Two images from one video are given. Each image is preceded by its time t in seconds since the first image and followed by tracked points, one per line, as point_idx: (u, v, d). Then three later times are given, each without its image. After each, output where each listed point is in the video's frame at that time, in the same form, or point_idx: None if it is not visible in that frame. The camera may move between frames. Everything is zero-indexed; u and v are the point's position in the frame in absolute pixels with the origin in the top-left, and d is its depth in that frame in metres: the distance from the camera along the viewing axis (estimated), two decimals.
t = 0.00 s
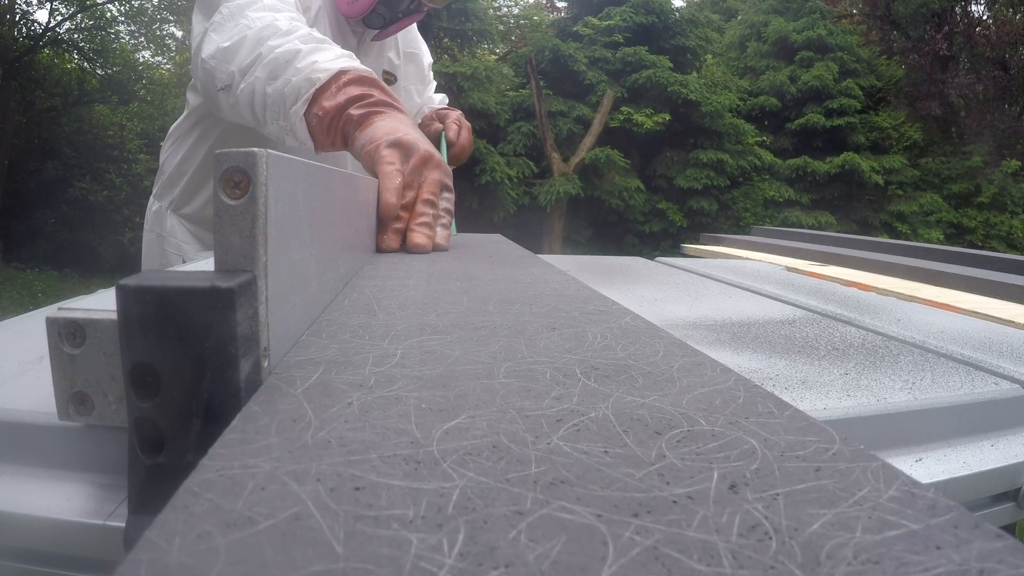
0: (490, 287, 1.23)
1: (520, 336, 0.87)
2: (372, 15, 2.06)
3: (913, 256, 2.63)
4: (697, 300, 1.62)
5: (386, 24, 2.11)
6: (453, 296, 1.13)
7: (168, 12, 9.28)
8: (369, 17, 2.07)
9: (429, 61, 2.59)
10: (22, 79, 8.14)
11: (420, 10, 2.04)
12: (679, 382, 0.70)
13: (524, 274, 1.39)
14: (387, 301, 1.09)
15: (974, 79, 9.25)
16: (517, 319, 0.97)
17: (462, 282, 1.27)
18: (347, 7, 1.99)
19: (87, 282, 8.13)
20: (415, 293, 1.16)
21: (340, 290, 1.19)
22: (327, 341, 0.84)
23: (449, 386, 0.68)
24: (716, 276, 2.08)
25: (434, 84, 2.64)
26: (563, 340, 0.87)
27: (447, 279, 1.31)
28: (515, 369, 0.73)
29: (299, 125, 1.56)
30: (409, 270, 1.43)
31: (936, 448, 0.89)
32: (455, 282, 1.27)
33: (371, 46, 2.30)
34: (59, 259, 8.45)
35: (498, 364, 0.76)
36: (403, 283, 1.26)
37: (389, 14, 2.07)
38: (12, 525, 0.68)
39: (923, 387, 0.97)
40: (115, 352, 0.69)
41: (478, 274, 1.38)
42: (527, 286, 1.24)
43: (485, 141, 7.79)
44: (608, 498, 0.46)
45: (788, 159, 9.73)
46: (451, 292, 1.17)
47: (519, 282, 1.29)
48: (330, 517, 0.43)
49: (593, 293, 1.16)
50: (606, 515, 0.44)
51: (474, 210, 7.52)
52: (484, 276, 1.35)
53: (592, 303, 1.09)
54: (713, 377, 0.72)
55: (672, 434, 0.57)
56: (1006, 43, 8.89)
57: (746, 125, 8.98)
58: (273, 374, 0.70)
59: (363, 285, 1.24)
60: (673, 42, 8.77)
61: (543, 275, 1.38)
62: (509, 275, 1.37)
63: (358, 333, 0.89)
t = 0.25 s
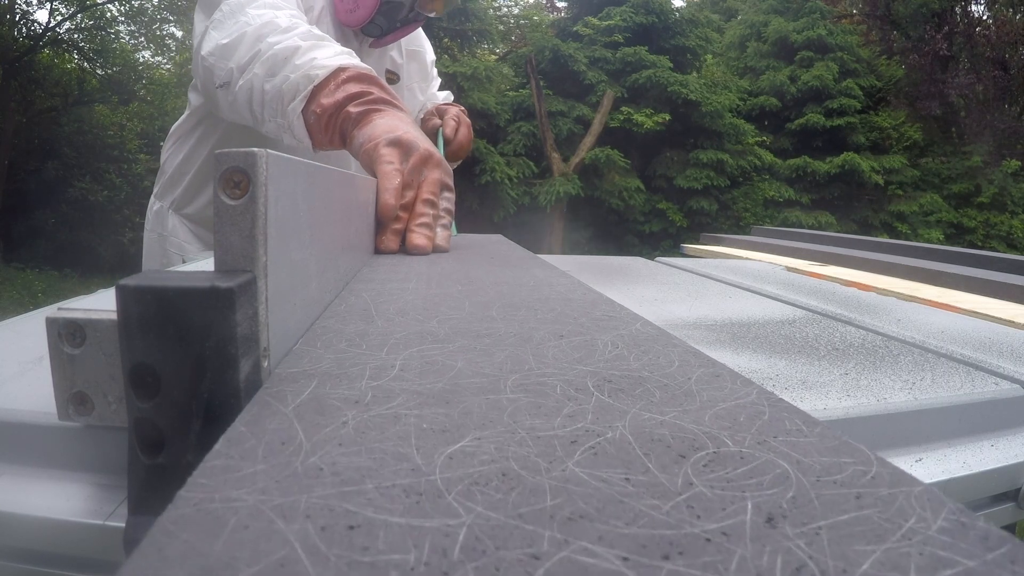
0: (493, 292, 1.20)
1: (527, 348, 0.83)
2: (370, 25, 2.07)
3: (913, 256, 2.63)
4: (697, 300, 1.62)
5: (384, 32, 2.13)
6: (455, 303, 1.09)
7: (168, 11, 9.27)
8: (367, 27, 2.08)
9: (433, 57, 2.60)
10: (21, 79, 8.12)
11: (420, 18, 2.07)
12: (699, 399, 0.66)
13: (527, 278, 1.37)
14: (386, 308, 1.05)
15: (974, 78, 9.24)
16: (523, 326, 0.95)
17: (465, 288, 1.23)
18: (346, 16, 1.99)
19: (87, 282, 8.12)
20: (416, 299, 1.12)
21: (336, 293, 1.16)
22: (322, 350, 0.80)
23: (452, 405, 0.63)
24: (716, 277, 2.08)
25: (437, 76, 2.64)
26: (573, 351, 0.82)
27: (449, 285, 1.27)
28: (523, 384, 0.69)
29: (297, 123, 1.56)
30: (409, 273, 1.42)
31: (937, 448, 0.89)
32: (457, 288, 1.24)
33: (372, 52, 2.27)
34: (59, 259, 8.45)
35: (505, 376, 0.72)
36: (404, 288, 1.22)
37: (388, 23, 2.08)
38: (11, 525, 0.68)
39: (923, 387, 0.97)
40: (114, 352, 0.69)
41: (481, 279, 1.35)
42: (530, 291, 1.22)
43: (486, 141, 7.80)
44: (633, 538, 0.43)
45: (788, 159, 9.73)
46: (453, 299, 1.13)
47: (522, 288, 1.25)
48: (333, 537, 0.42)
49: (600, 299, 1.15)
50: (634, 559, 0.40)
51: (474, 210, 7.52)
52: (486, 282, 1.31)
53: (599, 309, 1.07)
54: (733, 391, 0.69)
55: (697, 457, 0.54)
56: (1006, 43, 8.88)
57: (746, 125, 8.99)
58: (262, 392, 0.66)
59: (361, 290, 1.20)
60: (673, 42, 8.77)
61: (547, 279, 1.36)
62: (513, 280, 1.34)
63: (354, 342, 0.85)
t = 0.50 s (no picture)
0: (497, 300, 1.13)
1: (539, 367, 0.76)
2: (372, 35, 2.07)
3: (913, 256, 2.63)
4: (697, 300, 1.62)
5: (385, 42, 2.13)
6: (457, 314, 1.02)
7: (168, 11, 9.25)
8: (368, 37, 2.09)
9: (431, 55, 2.59)
10: (21, 79, 8.11)
11: (420, 27, 2.09)
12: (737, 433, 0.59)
13: (532, 284, 1.31)
14: (384, 319, 0.98)
15: (974, 78, 9.22)
16: (531, 334, 0.90)
17: (468, 296, 1.16)
18: (348, 26, 2.00)
19: (87, 282, 8.13)
20: (415, 309, 1.05)
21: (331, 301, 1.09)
22: (310, 371, 0.72)
23: (457, 442, 0.56)
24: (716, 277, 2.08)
25: (435, 71, 2.63)
26: (591, 374, 0.74)
27: (451, 292, 1.20)
28: (536, 413, 0.62)
29: (294, 119, 1.56)
30: (410, 276, 1.39)
31: (937, 448, 0.89)
32: (459, 296, 1.16)
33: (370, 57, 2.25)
34: (59, 259, 8.45)
35: (517, 402, 0.65)
36: (403, 297, 1.15)
37: (390, 33, 2.09)
38: (11, 525, 0.68)
39: (923, 387, 0.97)
40: (114, 352, 0.69)
41: (484, 286, 1.27)
42: (535, 296, 1.18)
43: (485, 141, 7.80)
44: None
45: (788, 159, 9.73)
46: (455, 308, 1.06)
47: (529, 296, 1.18)
48: None
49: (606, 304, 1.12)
50: None
51: (474, 211, 7.53)
52: (490, 289, 1.24)
53: (606, 314, 1.04)
54: (772, 421, 0.62)
55: (746, 510, 0.47)
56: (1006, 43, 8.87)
57: (746, 125, 8.99)
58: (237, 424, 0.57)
59: (356, 299, 1.13)
60: (673, 42, 8.77)
61: (550, 282, 1.34)
62: (517, 287, 1.27)
63: (348, 360, 0.77)
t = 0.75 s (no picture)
0: (500, 307, 1.07)
1: (551, 382, 0.69)
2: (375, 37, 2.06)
3: (913, 255, 2.63)
4: (696, 300, 1.62)
5: (388, 44, 2.11)
6: (459, 322, 0.95)
7: (168, 11, 9.24)
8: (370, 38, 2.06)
9: (428, 54, 2.60)
10: (21, 78, 8.11)
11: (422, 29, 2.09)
12: (776, 461, 0.52)
13: (536, 287, 1.26)
14: (380, 329, 0.90)
15: (974, 78, 9.24)
16: (538, 341, 0.85)
17: (470, 303, 1.09)
18: (351, 28, 2.00)
19: (87, 282, 8.13)
20: (414, 317, 0.97)
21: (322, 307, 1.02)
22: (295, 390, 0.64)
23: (462, 479, 0.48)
24: (716, 276, 2.08)
25: (430, 67, 2.64)
26: (607, 395, 0.66)
27: (452, 299, 1.12)
28: (550, 441, 0.54)
29: (291, 117, 1.56)
30: (408, 278, 1.35)
31: (936, 448, 0.89)
32: (461, 303, 1.09)
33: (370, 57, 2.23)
34: (59, 260, 8.45)
35: (528, 427, 0.57)
36: (401, 303, 1.07)
37: (392, 34, 2.07)
38: (11, 525, 0.68)
39: (923, 387, 0.97)
40: (115, 353, 0.69)
41: (487, 291, 1.20)
42: (540, 299, 1.13)
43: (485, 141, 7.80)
44: None
45: (788, 159, 9.73)
46: (456, 316, 0.98)
47: (534, 302, 1.12)
48: None
49: (610, 306, 1.09)
50: None
51: (474, 211, 7.53)
52: (493, 295, 1.16)
53: (612, 317, 1.01)
54: (814, 446, 0.54)
55: (801, 561, 0.40)
56: (1006, 43, 8.87)
57: (746, 125, 8.99)
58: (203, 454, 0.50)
59: (350, 306, 1.05)
60: (673, 42, 8.78)
61: (553, 284, 1.31)
62: (521, 292, 1.20)
63: (338, 374, 0.69)
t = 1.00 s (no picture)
0: (503, 311, 1.03)
1: (558, 396, 0.66)
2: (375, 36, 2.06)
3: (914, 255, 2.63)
4: (696, 300, 1.62)
5: (387, 42, 2.11)
6: (459, 329, 0.91)
7: (168, 11, 9.23)
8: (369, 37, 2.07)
9: (427, 53, 2.60)
10: (21, 78, 8.12)
11: (421, 29, 2.09)
12: (808, 487, 0.49)
13: (538, 290, 1.23)
14: (378, 336, 0.87)
15: (974, 79, 9.24)
16: (543, 348, 0.82)
17: (471, 308, 1.05)
18: (350, 27, 1.99)
19: (87, 282, 8.13)
20: (414, 323, 0.94)
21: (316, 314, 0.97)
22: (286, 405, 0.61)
23: (464, 512, 0.45)
24: (716, 276, 2.09)
25: (429, 66, 2.65)
26: (620, 414, 0.62)
27: (453, 303, 1.08)
28: (560, 465, 0.51)
29: (289, 116, 1.55)
30: (407, 280, 1.32)
31: (936, 448, 0.89)
32: (462, 307, 1.05)
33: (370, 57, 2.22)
34: (59, 260, 8.45)
35: (537, 449, 0.54)
36: (400, 308, 1.03)
37: (391, 32, 2.07)
38: (11, 524, 0.68)
39: (923, 387, 0.97)
40: (114, 352, 0.69)
41: (488, 295, 1.16)
42: (542, 303, 1.11)
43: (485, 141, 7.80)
44: None
45: (788, 159, 9.73)
46: (457, 323, 0.95)
47: (537, 306, 1.08)
48: None
49: (614, 309, 1.06)
50: None
51: (474, 211, 7.52)
52: (494, 300, 1.13)
53: (616, 320, 0.98)
54: (842, 470, 0.51)
55: None
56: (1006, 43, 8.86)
57: (746, 126, 8.99)
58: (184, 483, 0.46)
59: (347, 311, 1.02)
60: (673, 42, 8.77)
61: (554, 286, 1.28)
62: (523, 295, 1.17)
63: (332, 387, 0.66)
